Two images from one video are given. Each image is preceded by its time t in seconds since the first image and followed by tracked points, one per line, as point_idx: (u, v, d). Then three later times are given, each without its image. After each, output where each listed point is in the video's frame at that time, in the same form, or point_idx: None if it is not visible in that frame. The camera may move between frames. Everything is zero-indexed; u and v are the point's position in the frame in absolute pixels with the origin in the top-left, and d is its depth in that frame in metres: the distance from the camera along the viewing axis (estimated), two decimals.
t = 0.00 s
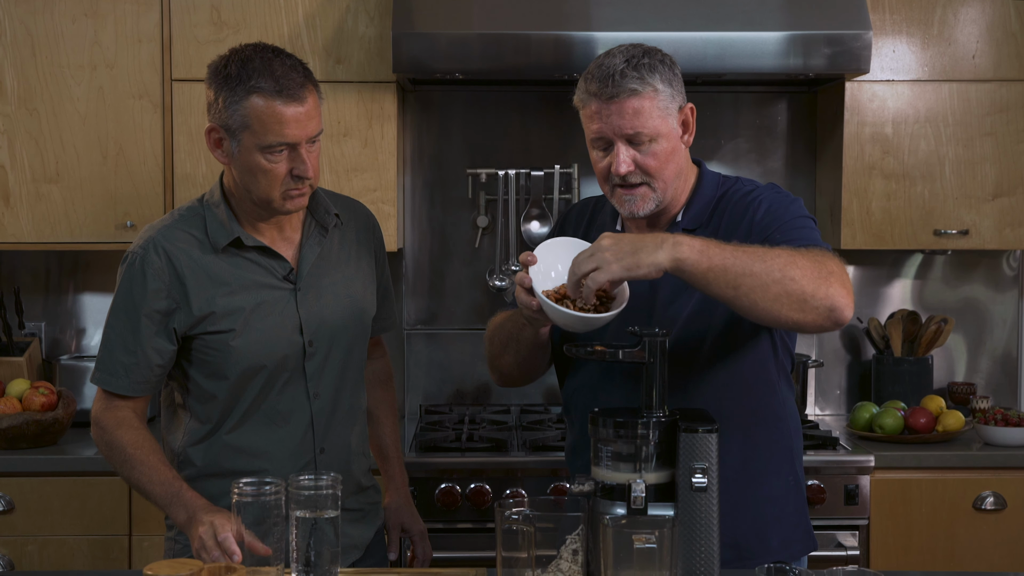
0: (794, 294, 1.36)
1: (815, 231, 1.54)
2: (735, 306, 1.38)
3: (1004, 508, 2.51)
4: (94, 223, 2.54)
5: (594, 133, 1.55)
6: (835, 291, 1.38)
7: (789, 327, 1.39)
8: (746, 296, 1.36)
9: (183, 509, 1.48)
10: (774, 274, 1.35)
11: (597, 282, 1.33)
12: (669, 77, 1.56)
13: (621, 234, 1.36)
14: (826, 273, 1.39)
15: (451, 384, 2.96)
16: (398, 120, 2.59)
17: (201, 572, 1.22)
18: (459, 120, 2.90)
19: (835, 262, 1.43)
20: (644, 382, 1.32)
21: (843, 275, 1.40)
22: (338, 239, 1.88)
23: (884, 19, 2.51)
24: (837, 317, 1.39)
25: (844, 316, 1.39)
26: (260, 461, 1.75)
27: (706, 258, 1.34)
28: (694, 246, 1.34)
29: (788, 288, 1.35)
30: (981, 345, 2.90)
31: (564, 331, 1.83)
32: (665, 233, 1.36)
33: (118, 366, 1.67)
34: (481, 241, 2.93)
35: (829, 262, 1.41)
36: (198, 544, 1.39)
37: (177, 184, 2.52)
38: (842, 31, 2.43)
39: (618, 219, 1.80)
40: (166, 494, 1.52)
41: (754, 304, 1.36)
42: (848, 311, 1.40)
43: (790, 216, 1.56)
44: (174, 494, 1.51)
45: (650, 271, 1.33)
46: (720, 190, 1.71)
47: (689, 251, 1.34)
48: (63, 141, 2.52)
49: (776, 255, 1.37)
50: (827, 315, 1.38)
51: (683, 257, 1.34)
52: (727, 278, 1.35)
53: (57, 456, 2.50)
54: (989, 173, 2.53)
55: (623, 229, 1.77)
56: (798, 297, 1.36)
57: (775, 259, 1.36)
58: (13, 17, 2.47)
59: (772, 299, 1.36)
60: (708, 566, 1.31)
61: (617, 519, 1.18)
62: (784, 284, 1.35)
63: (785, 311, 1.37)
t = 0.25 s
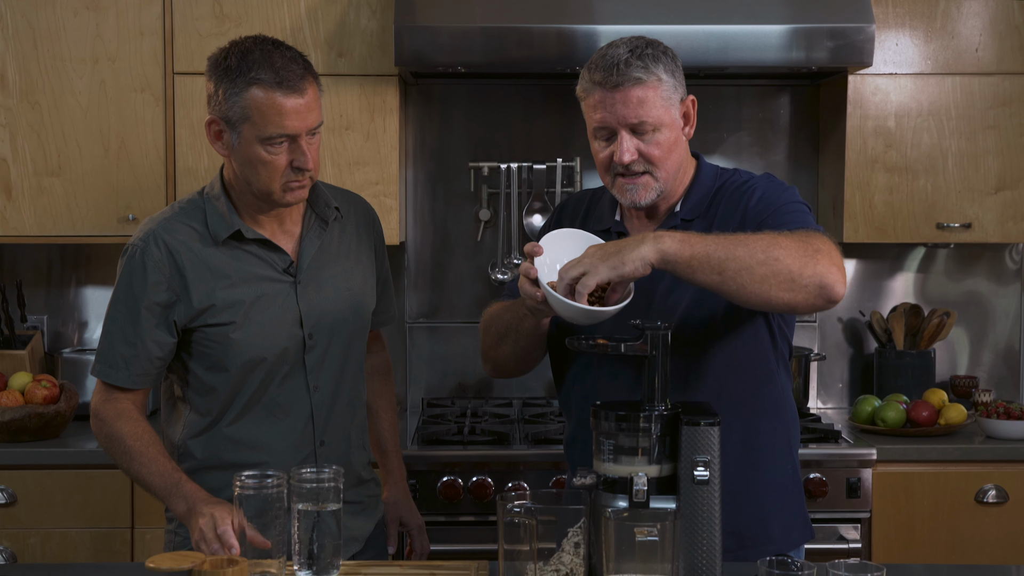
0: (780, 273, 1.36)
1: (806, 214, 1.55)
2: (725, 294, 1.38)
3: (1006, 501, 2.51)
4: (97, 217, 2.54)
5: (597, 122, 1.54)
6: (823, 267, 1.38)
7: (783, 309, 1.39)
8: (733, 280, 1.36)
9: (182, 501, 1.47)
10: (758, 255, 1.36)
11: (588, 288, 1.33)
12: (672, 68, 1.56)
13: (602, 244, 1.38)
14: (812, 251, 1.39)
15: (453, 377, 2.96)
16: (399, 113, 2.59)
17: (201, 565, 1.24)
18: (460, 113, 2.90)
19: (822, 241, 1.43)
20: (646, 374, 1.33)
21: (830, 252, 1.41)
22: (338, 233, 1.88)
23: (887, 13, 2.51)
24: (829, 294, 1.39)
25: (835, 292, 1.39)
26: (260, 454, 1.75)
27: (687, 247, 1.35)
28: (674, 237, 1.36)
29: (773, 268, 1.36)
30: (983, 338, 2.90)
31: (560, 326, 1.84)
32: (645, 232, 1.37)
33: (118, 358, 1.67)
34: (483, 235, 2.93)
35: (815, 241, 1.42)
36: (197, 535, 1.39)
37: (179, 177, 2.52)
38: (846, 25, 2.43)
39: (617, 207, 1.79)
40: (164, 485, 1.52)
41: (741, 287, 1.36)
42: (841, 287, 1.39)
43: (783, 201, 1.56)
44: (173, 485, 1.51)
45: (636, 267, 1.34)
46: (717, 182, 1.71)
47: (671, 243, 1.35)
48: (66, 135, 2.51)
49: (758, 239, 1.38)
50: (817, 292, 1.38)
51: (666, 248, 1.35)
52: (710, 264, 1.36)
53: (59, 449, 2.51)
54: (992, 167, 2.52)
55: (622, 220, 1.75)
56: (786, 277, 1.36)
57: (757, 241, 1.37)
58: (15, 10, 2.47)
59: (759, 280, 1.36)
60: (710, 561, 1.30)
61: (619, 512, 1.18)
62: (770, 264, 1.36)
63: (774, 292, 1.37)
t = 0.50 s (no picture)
0: (784, 266, 1.36)
1: (806, 203, 1.54)
2: (729, 289, 1.38)
3: (1007, 493, 2.51)
4: (98, 209, 2.54)
5: (593, 115, 1.54)
6: (826, 257, 1.38)
7: (788, 301, 1.38)
8: (737, 274, 1.36)
9: (183, 493, 1.48)
10: (761, 248, 1.35)
11: (588, 284, 1.32)
12: (667, 59, 1.56)
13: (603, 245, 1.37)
14: (814, 242, 1.39)
15: (455, 370, 2.96)
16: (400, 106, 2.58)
17: (203, 557, 1.21)
18: (461, 106, 2.90)
19: (824, 231, 1.43)
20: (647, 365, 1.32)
21: (833, 242, 1.40)
22: (337, 225, 1.88)
23: (890, 4, 2.51)
24: (833, 283, 1.39)
25: (839, 281, 1.39)
26: (261, 446, 1.75)
27: (689, 244, 1.35)
28: (676, 236, 1.35)
29: (777, 261, 1.36)
30: (985, 331, 2.90)
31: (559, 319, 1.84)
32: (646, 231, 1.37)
33: (118, 351, 1.67)
34: (484, 227, 2.93)
35: (816, 231, 1.42)
36: (199, 528, 1.38)
37: (181, 169, 2.52)
38: (848, 16, 2.42)
39: (615, 200, 1.78)
40: (167, 478, 1.52)
41: (745, 281, 1.36)
42: (844, 276, 1.39)
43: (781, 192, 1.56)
44: (174, 478, 1.51)
45: (638, 265, 1.32)
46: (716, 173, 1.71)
47: (673, 240, 1.35)
48: (67, 127, 2.51)
49: (760, 232, 1.37)
50: (822, 282, 1.38)
51: (668, 246, 1.34)
52: (713, 260, 1.35)
53: (61, 441, 2.51)
54: (994, 159, 2.52)
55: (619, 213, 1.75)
56: (789, 268, 1.36)
57: (760, 235, 1.37)
58: (15, 2, 2.47)
59: (763, 274, 1.36)
60: (711, 553, 1.30)
61: (620, 504, 1.19)
62: (773, 257, 1.36)
63: (778, 284, 1.37)
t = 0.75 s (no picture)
0: (795, 265, 1.36)
1: (812, 202, 1.54)
2: (740, 287, 1.38)
3: (1010, 490, 2.51)
4: (101, 206, 2.54)
5: (596, 112, 1.54)
6: (837, 257, 1.38)
7: (799, 301, 1.38)
8: (749, 273, 1.36)
9: (188, 490, 1.48)
10: (773, 248, 1.35)
11: (597, 281, 1.32)
12: (668, 55, 1.56)
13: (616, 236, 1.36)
14: (825, 241, 1.39)
15: (457, 367, 2.96)
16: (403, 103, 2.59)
17: (205, 553, 1.20)
18: (464, 103, 2.90)
19: (834, 231, 1.43)
20: (649, 361, 1.32)
21: (843, 241, 1.40)
22: (339, 221, 1.88)
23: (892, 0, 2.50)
24: (844, 284, 1.39)
25: (850, 281, 1.39)
26: (264, 443, 1.75)
27: (702, 242, 1.35)
28: (688, 234, 1.35)
29: (789, 260, 1.36)
30: (988, 328, 2.90)
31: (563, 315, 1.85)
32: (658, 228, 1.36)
33: (121, 348, 1.67)
34: (486, 224, 2.93)
35: (826, 230, 1.42)
36: (203, 525, 1.38)
37: (183, 166, 2.52)
38: (850, 12, 2.42)
39: (617, 197, 1.78)
40: (170, 475, 1.52)
41: (758, 280, 1.36)
42: (854, 276, 1.40)
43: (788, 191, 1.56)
44: (178, 475, 1.51)
45: (648, 261, 1.32)
46: (719, 171, 1.71)
47: (685, 239, 1.35)
48: (69, 124, 2.52)
49: (772, 231, 1.37)
50: (833, 282, 1.38)
51: (680, 244, 1.34)
52: (725, 259, 1.35)
53: (64, 438, 2.51)
54: (996, 155, 2.52)
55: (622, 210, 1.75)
56: (801, 268, 1.36)
57: (772, 234, 1.37)
58: None
59: (775, 273, 1.36)
60: (713, 550, 1.30)
61: (622, 501, 1.18)
62: (784, 257, 1.36)
63: (790, 284, 1.37)
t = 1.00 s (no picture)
0: (811, 273, 1.36)
1: (823, 206, 1.54)
2: (754, 293, 1.38)
3: (1014, 488, 2.51)
4: (104, 205, 2.55)
5: (604, 109, 1.54)
6: (851, 266, 1.38)
7: (811, 308, 1.39)
8: (765, 280, 1.36)
9: (190, 488, 1.48)
10: (789, 255, 1.35)
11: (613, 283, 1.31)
12: (676, 52, 1.56)
13: (631, 233, 1.35)
14: (840, 248, 1.39)
15: (460, 365, 2.96)
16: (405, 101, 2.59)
17: (208, 551, 1.20)
18: (467, 102, 2.90)
19: (847, 238, 1.43)
20: (651, 360, 1.32)
21: (856, 249, 1.40)
22: (344, 220, 1.88)
23: None
24: (856, 291, 1.39)
25: (863, 289, 1.39)
26: (269, 441, 1.75)
27: (719, 248, 1.34)
28: (705, 238, 1.34)
29: (804, 268, 1.36)
30: (991, 326, 2.89)
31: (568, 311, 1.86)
32: (675, 230, 1.35)
33: (125, 345, 1.67)
34: (489, 222, 2.93)
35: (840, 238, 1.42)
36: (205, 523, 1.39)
37: (186, 165, 2.52)
38: (853, 10, 2.42)
39: (624, 194, 1.79)
40: (173, 472, 1.53)
41: (773, 288, 1.36)
42: (867, 284, 1.40)
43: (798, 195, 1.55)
44: (181, 472, 1.51)
45: (665, 267, 1.31)
46: (727, 170, 1.71)
47: (703, 244, 1.33)
48: (72, 123, 2.52)
49: (788, 238, 1.37)
50: (846, 290, 1.39)
51: (697, 249, 1.33)
52: (742, 265, 1.35)
53: (68, 436, 2.52)
54: (1000, 153, 2.51)
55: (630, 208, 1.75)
56: (816, 276, 1.36)
57: (788, 241, 1.36)
58: None
59: (790, 281, 1.36)
60: (715, 548, 1.30)
61: (624, 499, 1.18)
62: (800, 264, 1.36)
63: (804, 292, 1.37)
